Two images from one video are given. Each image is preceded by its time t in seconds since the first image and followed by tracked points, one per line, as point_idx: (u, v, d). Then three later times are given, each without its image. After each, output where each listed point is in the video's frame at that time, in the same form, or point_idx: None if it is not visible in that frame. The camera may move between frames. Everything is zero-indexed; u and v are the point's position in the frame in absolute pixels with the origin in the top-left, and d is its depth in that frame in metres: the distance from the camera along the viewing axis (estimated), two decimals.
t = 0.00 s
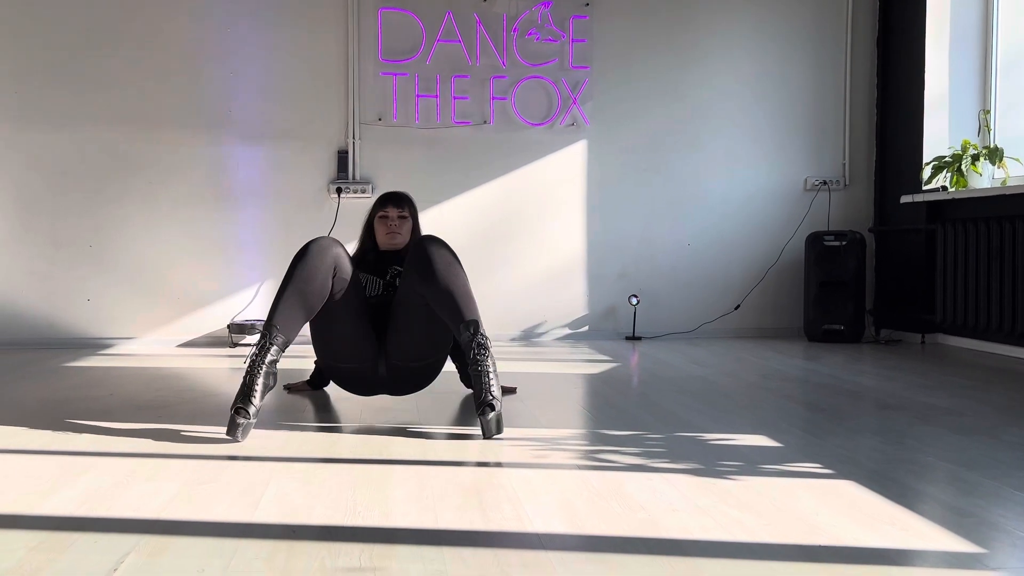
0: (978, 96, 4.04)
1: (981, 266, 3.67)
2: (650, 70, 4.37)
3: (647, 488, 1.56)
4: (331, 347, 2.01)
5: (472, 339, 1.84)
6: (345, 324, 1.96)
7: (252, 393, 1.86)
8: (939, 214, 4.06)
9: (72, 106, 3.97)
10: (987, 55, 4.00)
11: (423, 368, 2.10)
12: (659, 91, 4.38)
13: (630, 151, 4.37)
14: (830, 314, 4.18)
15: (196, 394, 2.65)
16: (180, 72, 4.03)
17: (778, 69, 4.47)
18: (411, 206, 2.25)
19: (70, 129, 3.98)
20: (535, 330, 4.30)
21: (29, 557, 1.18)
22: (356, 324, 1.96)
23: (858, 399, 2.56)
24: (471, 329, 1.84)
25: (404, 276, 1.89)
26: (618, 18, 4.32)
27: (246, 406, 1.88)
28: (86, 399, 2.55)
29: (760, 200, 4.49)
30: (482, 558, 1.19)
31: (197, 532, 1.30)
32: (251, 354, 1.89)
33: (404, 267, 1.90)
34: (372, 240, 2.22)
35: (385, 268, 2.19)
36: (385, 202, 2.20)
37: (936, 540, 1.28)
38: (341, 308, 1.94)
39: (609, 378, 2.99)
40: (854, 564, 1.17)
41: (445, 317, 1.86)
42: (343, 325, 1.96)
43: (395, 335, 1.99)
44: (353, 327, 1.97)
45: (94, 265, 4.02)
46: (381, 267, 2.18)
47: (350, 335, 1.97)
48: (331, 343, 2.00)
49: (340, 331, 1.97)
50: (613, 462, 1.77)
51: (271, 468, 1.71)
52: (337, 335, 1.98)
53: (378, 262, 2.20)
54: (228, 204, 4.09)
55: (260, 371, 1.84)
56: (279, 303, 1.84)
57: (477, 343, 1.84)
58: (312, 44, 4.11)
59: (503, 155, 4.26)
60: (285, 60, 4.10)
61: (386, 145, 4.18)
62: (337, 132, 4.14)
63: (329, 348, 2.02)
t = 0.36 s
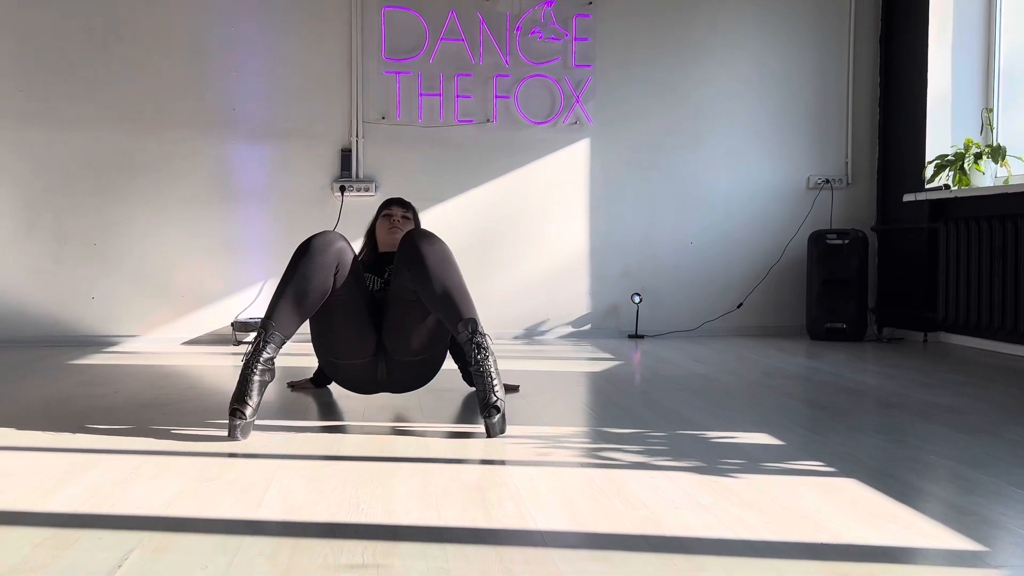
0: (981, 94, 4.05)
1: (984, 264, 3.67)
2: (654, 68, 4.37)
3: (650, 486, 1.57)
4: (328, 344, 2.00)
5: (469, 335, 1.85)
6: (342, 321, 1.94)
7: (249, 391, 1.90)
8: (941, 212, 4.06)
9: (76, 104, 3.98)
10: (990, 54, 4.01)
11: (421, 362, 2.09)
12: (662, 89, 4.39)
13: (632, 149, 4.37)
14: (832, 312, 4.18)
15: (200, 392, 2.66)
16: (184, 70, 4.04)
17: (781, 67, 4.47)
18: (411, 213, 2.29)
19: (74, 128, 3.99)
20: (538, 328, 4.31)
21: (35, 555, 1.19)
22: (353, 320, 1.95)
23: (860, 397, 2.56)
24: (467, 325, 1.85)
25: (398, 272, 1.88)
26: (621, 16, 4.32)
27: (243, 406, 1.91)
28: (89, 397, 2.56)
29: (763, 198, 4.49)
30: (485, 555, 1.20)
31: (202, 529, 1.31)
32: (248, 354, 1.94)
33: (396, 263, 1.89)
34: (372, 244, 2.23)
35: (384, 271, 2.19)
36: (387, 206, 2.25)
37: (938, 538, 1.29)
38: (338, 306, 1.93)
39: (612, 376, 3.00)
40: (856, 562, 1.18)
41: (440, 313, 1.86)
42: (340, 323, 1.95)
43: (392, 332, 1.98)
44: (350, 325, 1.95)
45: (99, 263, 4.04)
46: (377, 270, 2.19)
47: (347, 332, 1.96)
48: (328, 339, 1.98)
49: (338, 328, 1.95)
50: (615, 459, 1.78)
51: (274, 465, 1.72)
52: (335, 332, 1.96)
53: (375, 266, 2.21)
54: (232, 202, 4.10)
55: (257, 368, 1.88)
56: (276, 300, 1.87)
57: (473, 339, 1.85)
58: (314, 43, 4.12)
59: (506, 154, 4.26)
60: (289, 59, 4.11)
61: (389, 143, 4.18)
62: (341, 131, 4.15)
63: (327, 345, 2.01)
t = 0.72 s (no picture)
0: (981, 94, 4.06)
1: (983, 263, 3.68)
2: (656, 68, 4.39)
3: (650, 482, 1.59)
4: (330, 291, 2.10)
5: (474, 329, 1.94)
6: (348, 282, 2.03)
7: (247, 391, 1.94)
8: (941, 212, 4.08)
9: (82, 103, 4.00)
10: (990, 55, 4.02)
11: (414, 310, 2.21)
12: (664, 89, 4.40)
13: (634, 148, 4.39)
14: (833, 311, 4.19)
15: (204, 389, 2.68)
16: (189, 70, 4.06)
17: (783, 67, 4.48)
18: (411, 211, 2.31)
19: (79, 127, 4.01)
20: (540, 327, 4.33)
21: (43, 549, 1.21)
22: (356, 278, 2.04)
23: (860, 395, 2.58)
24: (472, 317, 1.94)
25: (405, 254, 1.93)
26: (623, 16, 4.34)
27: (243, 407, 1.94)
28: (95, 394, 2.58)
29: (764, 197, 4.50)
30: (488, 551, 1.22)
31: (208, 525, 1.33)
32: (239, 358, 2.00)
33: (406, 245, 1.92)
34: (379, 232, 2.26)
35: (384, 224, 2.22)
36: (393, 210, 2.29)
37: (936, 534, 1.30)
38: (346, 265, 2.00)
39: (613, 374, 3.02)
40: (853, 558, 1.20)
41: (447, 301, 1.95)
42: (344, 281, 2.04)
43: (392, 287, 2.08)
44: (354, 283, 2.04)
45: (103, 262, 4.06)
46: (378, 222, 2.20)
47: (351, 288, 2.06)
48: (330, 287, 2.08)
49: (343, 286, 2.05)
50: (616, 456, 1.80)
51: (278, 461, 1.74)
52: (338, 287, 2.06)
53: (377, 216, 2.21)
54: (236, 201, 4.12)
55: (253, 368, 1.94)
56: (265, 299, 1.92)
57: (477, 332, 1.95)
58: (319, 42, 4.13)
59: (509, 153, 4.28)
60: (293, 59, 4.13)
61: (392, 143, 4.20)
62: (345, 130, 4.17)
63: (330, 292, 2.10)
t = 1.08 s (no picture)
0: (983, 93, 4.06)
1: (985, 262, 3.68)
2: (657, 67, 4.38)
3: (651, 481, 1.59)
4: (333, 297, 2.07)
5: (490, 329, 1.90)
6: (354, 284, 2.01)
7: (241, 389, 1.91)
8: (942, 210, 4.07)
9: (83, 103, 4.01)
10: (992, 53, 4.02)
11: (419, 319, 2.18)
12: (665, 88, 4.40)
13: (635, 147, 4.39)
14: (834, 309, 4.19)
15: (205, 388, 2.68)
16: (190, 69, 4.06)
17: (784, 65, 4.48)
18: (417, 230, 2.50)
19: (81, 125, 4.01)
20: (541, 325, 4.33)
21: (44, 548, 1.21)
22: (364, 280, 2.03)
23: (861, 394, 2.58)
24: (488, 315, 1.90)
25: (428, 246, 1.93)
26: (624, 15, 4.34)
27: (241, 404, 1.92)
28: (96, 393, 2.58)
29: (766, 196, 4.50)
30: (489, 549, 1.22)
31: (209, 524, 1.33)
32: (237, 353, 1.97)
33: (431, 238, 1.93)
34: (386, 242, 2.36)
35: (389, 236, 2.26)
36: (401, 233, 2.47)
37: (937, 533, 1.30)
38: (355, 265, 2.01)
39: (614, 373, 3.01)
40: (854, 557, 1.20)
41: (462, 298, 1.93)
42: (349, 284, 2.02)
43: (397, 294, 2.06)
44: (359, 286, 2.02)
45: (104, 260, 4.06)
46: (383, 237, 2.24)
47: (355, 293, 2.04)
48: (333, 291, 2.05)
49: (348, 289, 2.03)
50: (617, 455, 1.80)
51: (280, 460, 1.74)
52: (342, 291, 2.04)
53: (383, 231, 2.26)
54: (237, 200, 4.12)
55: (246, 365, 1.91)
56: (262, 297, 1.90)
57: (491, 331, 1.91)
58: (320, 41, 4.13)
59: (510, 151, 4.28)
60: (294, 58, 4.13)
61: (393, 141, 4.20)
62: (346, 129, 4.17)
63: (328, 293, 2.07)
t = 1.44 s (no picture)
0: (984, 92, 4.06)
1: (986, 260, 3.68)
2: (658, 66, 4.38)
3: (652, 480, 1.59)
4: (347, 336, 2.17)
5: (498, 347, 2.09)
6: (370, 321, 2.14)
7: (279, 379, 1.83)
8: (944, 209, 4.07)
9: (83, 100, 4.01)
10: (993, 52, 4.02)
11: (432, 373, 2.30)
12: (666, 87, 4.39)
13: (636, 146, 4.38)
14: (835, 308, 4.19)
15: (207, 386, 2.69)
16: (190, 67, 4.06)
17: (785, 64, 4.48)
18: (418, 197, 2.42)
19: (83, 124, 4.02)
20: (542, 324, 4.33)
21: (44, 546, 1.22)
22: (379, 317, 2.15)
23: (862, 393, 2.58)
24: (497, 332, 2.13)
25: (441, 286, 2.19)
26: (625, 14, 4.33)
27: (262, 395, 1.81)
28: (98, 391, 2.59)
29: (767, 195, 4.50)
30: (490, 547, 1.22)
31: (210, 521, 1.34)
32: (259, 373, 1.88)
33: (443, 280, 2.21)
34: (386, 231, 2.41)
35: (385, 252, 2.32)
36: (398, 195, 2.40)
37: (939, 531, 1.30)
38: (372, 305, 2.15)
39: (615, 372, 3.02)
40: (855, 556, 1.20)
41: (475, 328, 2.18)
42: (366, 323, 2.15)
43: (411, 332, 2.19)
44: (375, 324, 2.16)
45: (106, 258, 4.06)
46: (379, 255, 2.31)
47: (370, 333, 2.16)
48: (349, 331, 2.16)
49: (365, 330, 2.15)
50: (618, 453, 1.80)
51: (281, 458, 1.74)
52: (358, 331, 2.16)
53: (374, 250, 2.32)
54: (239, 199, 4.13)
55: (288, 360, 1.86)
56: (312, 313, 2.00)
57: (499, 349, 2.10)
58: (321, 40, 4.13)
59: (511, 150, 4.28)
60: (294, 57, 4.13)
61: (395, 140, 4.20)
62: (347, 127, 4.17)
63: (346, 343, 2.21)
